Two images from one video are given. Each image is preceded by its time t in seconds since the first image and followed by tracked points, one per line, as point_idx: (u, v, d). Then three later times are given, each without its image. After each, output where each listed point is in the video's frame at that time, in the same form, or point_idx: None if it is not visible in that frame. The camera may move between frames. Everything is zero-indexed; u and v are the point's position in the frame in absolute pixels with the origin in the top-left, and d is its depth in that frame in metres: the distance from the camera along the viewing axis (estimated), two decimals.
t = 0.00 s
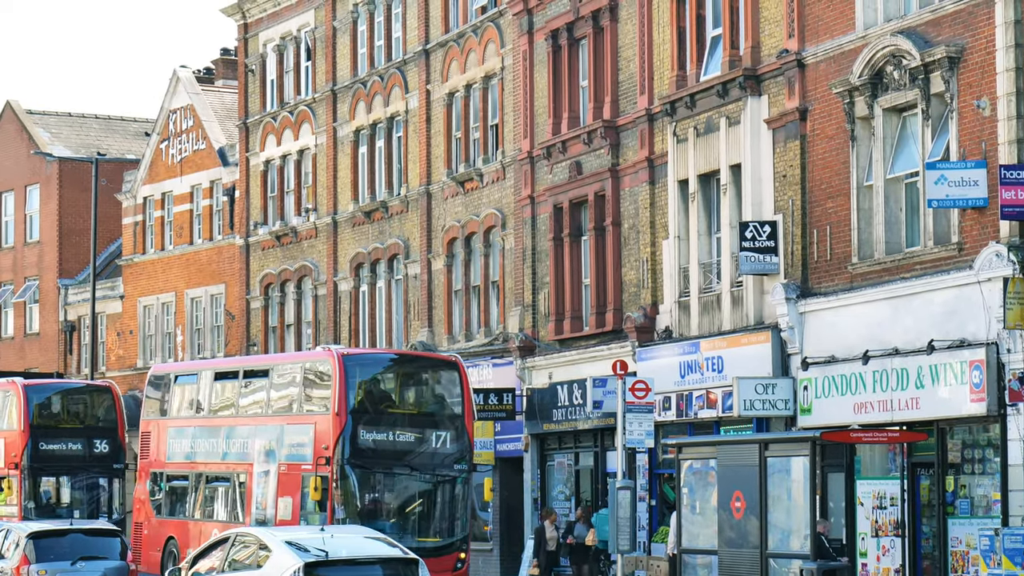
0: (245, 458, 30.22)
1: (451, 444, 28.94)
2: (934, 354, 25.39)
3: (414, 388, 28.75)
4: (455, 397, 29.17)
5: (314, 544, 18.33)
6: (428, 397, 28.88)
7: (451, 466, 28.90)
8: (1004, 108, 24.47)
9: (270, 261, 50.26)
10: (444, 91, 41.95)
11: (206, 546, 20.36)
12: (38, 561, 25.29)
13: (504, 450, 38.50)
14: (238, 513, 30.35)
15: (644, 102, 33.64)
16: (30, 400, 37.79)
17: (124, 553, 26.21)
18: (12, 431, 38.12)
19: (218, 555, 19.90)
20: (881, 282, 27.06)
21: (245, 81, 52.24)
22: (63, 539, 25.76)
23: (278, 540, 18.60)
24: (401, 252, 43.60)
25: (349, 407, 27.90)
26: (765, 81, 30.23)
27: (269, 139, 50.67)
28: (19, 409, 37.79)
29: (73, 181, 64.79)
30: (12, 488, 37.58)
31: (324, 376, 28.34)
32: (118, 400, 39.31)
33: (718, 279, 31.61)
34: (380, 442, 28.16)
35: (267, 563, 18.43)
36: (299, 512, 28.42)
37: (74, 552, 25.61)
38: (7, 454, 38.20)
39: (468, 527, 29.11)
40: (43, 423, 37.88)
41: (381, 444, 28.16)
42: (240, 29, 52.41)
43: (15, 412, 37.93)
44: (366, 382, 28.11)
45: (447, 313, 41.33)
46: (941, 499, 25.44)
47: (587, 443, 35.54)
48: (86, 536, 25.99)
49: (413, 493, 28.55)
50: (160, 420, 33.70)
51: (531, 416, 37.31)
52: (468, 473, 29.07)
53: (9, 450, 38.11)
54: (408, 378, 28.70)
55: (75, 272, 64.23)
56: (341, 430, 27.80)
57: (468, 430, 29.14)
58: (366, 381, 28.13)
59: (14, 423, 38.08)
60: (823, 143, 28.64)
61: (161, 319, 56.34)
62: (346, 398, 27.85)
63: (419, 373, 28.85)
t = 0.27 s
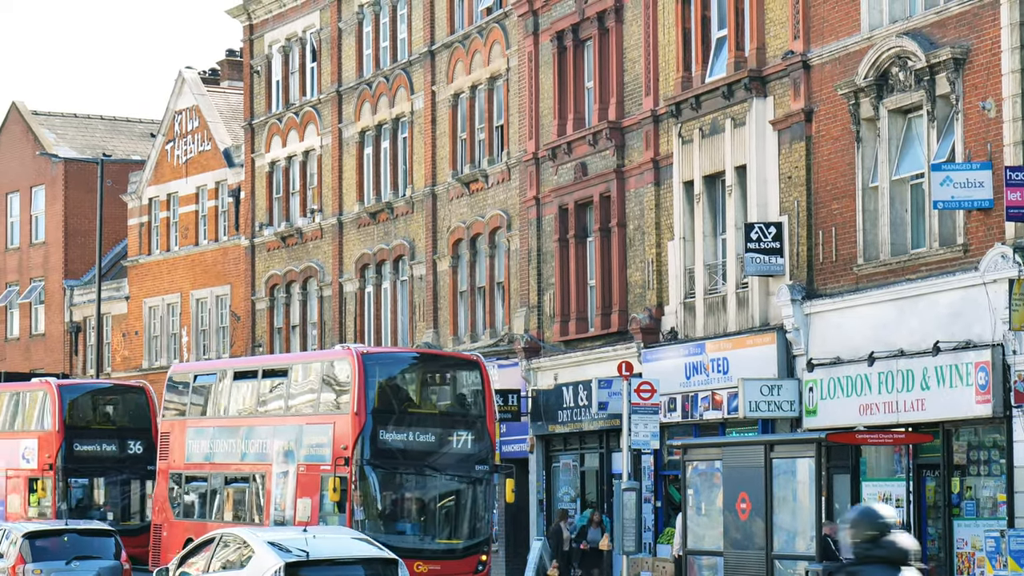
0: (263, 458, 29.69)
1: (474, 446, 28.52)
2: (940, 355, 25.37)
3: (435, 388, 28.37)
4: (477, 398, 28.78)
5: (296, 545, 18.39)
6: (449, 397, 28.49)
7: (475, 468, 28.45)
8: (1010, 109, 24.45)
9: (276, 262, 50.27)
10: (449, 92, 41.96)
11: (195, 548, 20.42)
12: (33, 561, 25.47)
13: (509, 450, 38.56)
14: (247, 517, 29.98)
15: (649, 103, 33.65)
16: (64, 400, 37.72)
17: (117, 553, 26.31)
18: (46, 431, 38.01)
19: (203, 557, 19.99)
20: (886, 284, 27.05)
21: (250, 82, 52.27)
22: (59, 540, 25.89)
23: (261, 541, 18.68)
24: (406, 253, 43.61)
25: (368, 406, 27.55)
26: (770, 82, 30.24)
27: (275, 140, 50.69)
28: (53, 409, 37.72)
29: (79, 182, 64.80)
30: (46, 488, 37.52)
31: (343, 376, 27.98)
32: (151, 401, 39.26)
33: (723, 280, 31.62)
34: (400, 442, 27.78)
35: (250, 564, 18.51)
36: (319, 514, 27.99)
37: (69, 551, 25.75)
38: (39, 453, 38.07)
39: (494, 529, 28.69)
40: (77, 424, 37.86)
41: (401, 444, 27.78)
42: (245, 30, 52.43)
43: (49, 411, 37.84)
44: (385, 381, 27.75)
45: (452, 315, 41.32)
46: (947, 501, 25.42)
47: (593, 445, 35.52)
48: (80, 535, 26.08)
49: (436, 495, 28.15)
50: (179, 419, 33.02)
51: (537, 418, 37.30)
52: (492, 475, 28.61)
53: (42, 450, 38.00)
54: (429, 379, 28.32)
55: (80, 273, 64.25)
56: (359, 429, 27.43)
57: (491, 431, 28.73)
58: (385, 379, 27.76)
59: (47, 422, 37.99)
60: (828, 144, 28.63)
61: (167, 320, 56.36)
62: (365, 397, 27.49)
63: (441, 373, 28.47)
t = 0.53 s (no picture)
0: (282, 460, 29.25)
1: (494, 446, 28.53)
2: (946, 356, 25.37)
3: (455, 388, 28.28)
4: (497, 397, 28.71)
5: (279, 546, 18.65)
6: (469, 397, 28.43)
7: (494, 469, 28.49)
8: (1015, 109, 24.47)
9: (281, 264, 50.30)
10: (454, 93, 41.98)
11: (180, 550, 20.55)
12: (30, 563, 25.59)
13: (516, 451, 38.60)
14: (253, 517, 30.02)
15: (654, 104, 33.66)
16: (99, 401, 36.69)
17: (114, 554, 26.37)
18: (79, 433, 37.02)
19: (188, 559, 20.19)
20: (891, 284, 27.06)
21: (256, 85, 52.30)
22: (57, 541, 25.96)
23: (245, 542, 18.89)
24: (412, 255, 43.65)
25: (386, 407, 27.42)
26: (776, 83, 30.24)
27: (280, 142, 50.73)
28: (87, 411, 36.70)
29: (84, 184, 64.86)
30: (81, 492, 36.67)
31: (360, 376, 27.80)
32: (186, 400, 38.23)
33: (728, 281, 31.62)
34: (420, 443, 27.74)
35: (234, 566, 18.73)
36: (337, 516, 27.96)
37: (65, 552, 25.81)
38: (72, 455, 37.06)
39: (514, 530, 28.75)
40: (112, 426, 36.90)
41: (421, 446, 27.74)
42: (251, 32, 52.46)
43: (83, 412, 36.83)
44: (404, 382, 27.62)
45: (457, 316, 41.34)
46: (953, 501, 25.42)
47: (599, 446, 35.53)
48: (76, 537, 26.10)
49: (456, 496, 28.20)
50: (199, 420, 32.42)
51: (542, 419, 37.34)
52: (512, 475, 28.66)
53: (75, 452, 37.00)
54: (449, 378, 28.21)
55: (86, 275, 64.31)
56: (377, 430, 27.33)
57: (511, 432, 28.72)
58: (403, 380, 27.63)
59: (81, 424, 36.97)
60: (833, 145, 28.64)
61: (172, 322, 56.42)
62: (383, 398, 27.34)
63: (461, 373, 28.37)
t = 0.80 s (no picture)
0: (299, 461, 28.89)
1: (513, 447, 27.82)
2: (951, 356, 25.36)
3: (475, 388, 27.57)
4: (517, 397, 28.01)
5: (263, 547, 18.66)
6: (489, 397, 27.71)
7: (514, 470, 27.77)
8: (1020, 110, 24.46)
9: (286, 266, 50.33)
10: (459, 95, 42.01)
11: (170, 550, 20.60)
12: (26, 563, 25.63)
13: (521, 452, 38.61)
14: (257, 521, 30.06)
15: (659, 105, 33.67)
16: (134, 401, 36.29)
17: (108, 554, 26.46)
18: (111, 432, 36.56)
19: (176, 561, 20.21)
20: (897, 285, 27.04)
21: (261, 86, 52.34)
22: (53, 542, 25.97)
23: (229, 544, 18.92)
24: (417, 256, 43.67)
25: (405, 408, 26.71)
26: (781, 84, 30.23)
27: (285, 144, 50.77)
28: (121, 411, 36.22)
29: (90, 186, 64.91)
30: (115, 493, 36.39)
31: (378, 376, 27.12)
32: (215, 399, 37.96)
33: (734, 282, 31.62)
34: (438, 444, 27.01)
35: (218, 567, 18.75)
36: (354, 517, 27.51)
37: (60, 553, 25.84)
38: (105, 456, 36.58)
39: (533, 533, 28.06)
40: (145, 427, 36.54)
41: (439, 447, 27.01)
42: (256, 34, 52.49)
43: (116, 412, 36.36)
44: (423, 382, 26.92)
45: (463, 317, 41.36)
46: (959, 502, 25.42)
47: (604, 447, 35.54)
48: (71, 538, 26.16)
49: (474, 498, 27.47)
50: (214, 422, 31.95)
51: (548, 421, 37.37)
52: (531, 476, 27.96)
53: (108, 452, 36.54)
54: (468, 378, 27.51)
55: (91, 277, 64.35)
56: (395, 430, 26.62)
57: (531, 433, 28.01)
58: (423, 380, 26.94)
59: (113, 424, 36.49)
60: (838, 146, 28.63)
61: (178, 324, 56.48)
62: (401, 399, 26.65)
63: (480, 372, 27.68)
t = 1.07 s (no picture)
0: (314, 463, 28.69)
1: (531, 448, 27.40)
2: (957, 357, 25.45)
3: (491, 388, 27.20)
4: (535, 398, 27.60)
5: (246, 549, 18.73)
6: (506, 398, 27.33)
7: (531, 471, 27.35)
8: None
9: (291, 269, 50.35)
10: (464, 97, 42.00)
11: (157, 552, 20.65)
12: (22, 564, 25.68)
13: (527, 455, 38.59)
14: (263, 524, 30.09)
15: (664, 107, 33.68)
16: (166, 404, 36.02)
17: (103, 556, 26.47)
18: (142, 436, 36.06)
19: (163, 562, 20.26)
20: (902, 286, 27.02)
21: (266, 89, 52.36)
22: (47, 544, 25.98)
23: (214, 545, 18.99)
24: (422, 258, 43.67)
25: (419, 408, 26.43)
26: (785, 86, 30.24)
27: (290, 146, 50.79)
28: (153, 414, 35.91)
29: (95, 189, 64.95)
30: (145, 495, 35.60)
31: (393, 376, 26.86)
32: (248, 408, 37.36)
33: (738, 284, 31.60)
34: (453, 445, 26.70)
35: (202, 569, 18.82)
36: (369, 520, 27.25)
37: (55, 554, 25.85)
38: (137, 458, 36.03)
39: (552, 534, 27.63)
40: (176, 430, 36.05)
41: (454, 448, 26.70)
42: (261, 36, 52.50)
43: (148, 415, 35.98)
44: (437, 382, 26.62)
45: (468, 320, 41.34)
46: (964, 503, 25.40)
47: (610, 449, 35.54)
48: (66, 540, 26.18)
49: (490, 499, 27.09)
50: (230, 424, 31.83)
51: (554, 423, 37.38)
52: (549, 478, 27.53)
53: (139, 455, 35.99)
54: (485, 378, 27.16)
55: (96, 280, 64.38)
56: (410, 432, 26.36)
57: (549, 433, 27.58)
58: (437, 380, 26.65)
59: (145, 427, 36.06)
60: (843, 147, 28.62)
61: (183, 327, 56.49)
62: (415, 400, 26.37)
63: (497, 372, 27.31)
